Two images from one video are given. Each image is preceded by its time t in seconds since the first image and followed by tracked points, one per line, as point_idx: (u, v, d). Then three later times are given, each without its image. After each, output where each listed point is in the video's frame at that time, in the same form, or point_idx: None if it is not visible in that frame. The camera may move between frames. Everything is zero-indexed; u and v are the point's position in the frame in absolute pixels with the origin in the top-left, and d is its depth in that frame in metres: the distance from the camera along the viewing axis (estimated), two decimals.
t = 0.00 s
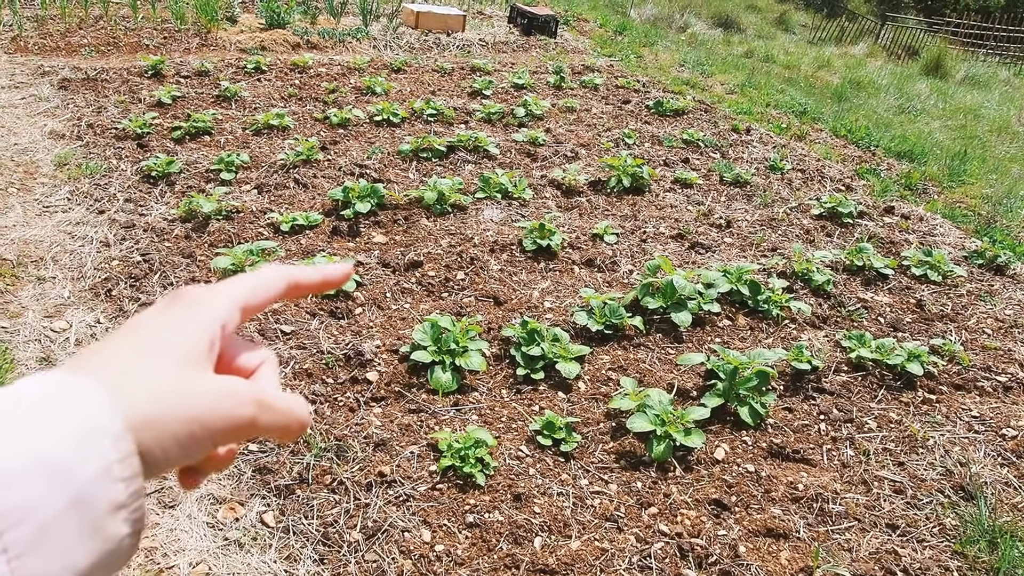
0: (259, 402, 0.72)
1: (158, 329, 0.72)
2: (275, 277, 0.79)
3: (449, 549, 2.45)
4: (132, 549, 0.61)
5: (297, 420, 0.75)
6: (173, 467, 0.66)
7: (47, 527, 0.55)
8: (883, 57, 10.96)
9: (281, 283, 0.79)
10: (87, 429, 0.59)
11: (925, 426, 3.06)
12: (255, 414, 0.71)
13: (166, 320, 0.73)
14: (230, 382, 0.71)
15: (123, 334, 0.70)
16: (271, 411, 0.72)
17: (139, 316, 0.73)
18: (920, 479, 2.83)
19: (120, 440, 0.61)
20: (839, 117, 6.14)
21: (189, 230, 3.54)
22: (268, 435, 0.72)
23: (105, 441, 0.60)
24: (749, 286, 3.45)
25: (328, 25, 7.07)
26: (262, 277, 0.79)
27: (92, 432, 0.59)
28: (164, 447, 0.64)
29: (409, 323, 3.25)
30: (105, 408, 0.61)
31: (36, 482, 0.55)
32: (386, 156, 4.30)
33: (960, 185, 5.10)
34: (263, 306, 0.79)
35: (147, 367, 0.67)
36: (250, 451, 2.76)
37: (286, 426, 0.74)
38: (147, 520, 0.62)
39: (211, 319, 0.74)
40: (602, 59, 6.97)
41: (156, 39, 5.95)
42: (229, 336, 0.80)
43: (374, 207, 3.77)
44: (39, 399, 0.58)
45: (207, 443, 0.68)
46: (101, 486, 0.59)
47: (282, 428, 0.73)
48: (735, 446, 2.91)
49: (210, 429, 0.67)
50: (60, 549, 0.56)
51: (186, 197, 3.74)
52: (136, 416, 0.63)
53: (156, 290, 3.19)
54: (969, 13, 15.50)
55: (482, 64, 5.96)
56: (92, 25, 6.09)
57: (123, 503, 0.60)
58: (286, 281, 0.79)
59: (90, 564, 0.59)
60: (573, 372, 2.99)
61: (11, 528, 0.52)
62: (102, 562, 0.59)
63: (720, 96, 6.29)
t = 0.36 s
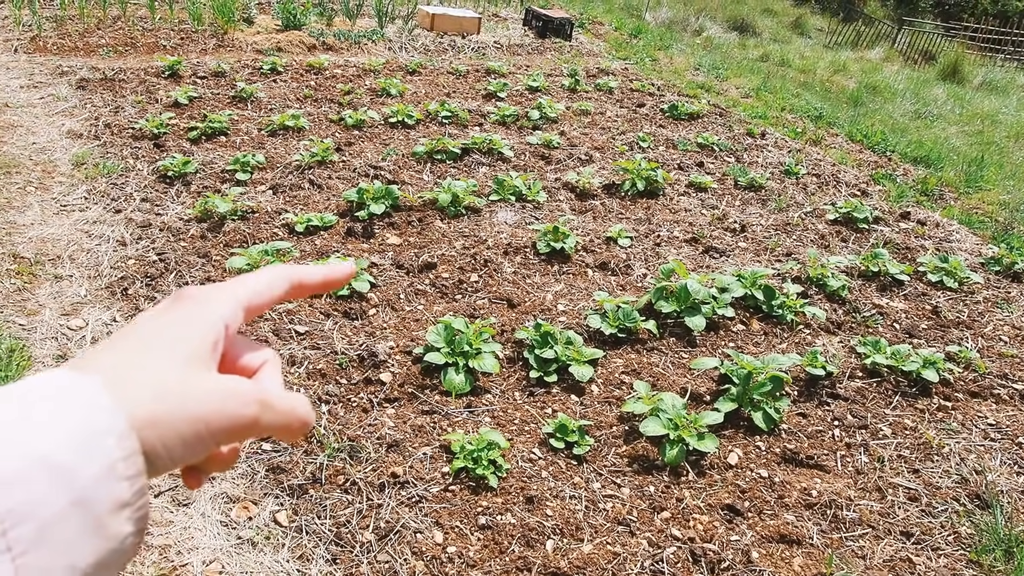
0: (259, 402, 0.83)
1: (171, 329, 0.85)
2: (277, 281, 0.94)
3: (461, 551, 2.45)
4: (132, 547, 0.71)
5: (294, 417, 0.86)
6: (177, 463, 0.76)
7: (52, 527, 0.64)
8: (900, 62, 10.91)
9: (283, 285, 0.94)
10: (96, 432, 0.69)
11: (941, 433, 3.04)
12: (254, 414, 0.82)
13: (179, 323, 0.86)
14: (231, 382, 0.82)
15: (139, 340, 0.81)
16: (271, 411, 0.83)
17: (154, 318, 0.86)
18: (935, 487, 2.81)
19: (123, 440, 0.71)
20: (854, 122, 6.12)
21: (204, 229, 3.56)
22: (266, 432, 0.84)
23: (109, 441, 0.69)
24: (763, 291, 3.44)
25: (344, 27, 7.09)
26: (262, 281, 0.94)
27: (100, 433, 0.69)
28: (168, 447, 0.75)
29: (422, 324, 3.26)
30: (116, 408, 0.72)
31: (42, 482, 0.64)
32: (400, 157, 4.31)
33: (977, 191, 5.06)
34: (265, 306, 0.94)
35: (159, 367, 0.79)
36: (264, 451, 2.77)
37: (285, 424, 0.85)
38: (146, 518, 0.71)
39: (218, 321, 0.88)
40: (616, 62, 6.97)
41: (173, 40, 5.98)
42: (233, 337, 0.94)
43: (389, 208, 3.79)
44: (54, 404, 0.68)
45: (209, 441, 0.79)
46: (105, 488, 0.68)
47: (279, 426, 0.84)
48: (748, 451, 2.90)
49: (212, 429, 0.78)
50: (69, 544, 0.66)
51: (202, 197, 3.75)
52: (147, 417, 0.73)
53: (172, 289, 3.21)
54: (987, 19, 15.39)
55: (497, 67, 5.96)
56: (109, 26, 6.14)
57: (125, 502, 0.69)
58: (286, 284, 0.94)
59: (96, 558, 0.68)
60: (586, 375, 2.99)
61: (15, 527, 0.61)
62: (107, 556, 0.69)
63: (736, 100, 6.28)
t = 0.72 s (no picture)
0: (252, 311, 0.75)
1: (154, 239, 0.77)
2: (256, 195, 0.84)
3: (483, 562, 2.44)
4: (131, 459, 0.66)
5: (293, 329, 0.78)
6: (170, 375, 0.70)
7: (48, 434, 0.61)
8: (926, 73, 10.81)
9: (263, 199, 0.85)
10: (85, 341, 0.64)
11: (970, 450, 3.00)
12: (248, 322, 0.74)
13: (161, 239, 0.77)
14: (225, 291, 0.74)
15: (126, 250, 0.74)
16: (266, 321, 0.76)
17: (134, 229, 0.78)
18: (964, 505, 2.77)
19: (115, 351, 0.66)
20: (881, 133, 6.07)
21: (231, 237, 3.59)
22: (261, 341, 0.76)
23: (102, 351, 0.65)
24: (788, 303, 3.43)
25: (369, 36, 7.15)
26: (247, 194, 0.84)
27: (89, 343, 0.64)
28: (164, 355, 0.69)
29: (445, 333, 3.26)
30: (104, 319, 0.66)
31: (33, 392, 0.60)
32: (425, 166, 4.35)
33: (1006, 203, 4.99)
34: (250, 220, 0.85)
35: (148, 276, 0.71)
36: (288, 458, 2.75)
37: (281, 336, 0.77)
38: (143, 432, 0.67)
39: (203, 236, 0.79)
40: (640, 72, 6.96)
41: (202, 49, 6.08)
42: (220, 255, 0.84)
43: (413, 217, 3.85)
44: (39, 315, 0.63)
45: (206, 352, 0.72)
46: (98, 397, 0.64)
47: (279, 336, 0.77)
48: (773, 465, 2.87)
49: (207, 338, 0.71)
50: (64, 455, 0.62)
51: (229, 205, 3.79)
52: (137, 323, 0.67)
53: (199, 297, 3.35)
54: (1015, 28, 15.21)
55: (521, 76, 5.98)
56: (139, 35, 6.24)
57: (120, 414, 0.65)
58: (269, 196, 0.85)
59: (92, 471, 0.64)
60: (609, 387, 2.98)
61: (10, 434, 0.58)
62: (105, 468, 0.65)
63: (760, 110, 6.25)
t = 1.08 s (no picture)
0: (190, 237, 0.74)
1: (87, 163, 0.77)
2: (195, 128, 0.87)
3: None
4: (71, 374, 0.64)
5: (228, 260, 0.78)
6: (103, 294, 0.68)
7: None
8: (952, 89, 10.74)
9: (201, 135, 0.88)
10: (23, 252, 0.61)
11: (997, 471, 2.97)
12: (186, 248, 0.73)
13: (99, 164, 0.77)
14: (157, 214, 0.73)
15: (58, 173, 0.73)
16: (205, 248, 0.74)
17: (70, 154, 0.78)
18: (991, 528, 2.73)
19: (54, 267, 0.62)
20: (906, 150, 6.05)
21: (256, 251, 3.74)
22: (197, 272, 0.75)
23: (40, 265, 0.61)
24: (812, 321, 3.42)
25: (394, 51, 7.22)
26: (181, 128, 0.87)
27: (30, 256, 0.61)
28: (101, 273, 0.67)
29: (468, 349, 3.28)
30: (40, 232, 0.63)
31: None
32: (448, 181, 4.40)
33: None
34: (186, 155, 0.87)
35: (84, 196, 0.70)
36: (311, 473, 2.75)
37: (218, 266, 0.76)
38: (84, 347, 0.65)
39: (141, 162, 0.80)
40: (664, 87, 6.97)
41: (229, 64, 6.20)
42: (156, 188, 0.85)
43: (436, 232, 3.89)
44: None
45: (141, 274, 0.70)
46: (38, 309, 0.61)
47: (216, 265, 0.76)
48: (796, 485, 2.85)
49: (143, 260, 0.69)
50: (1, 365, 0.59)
51: (254, 218, 3.90)
52: (70, 240, 0.64)
53: (223, 310, 3.51)
54: None
55: (545, 92, 6.02)
56: (168, 49, 6.36)
57: (59, 329, 0.62)
58: (207, 132, 0.88)
59: (31, 383, 0.62)
60: (631, 405, 2.97)
61: None
62: (44, 381, 0.63)
63: (785, 126, 6.24)
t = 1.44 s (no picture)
0: (158, 220, 0.75)
1: (61, 146, 0.78)
2: (164, 116, 0.88)
3: None
4: (48, 349, 0.64)
5: (197, 246, 0.79)
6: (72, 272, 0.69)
7: None
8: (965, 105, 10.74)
9: (170, 123, 0.88)
10: None
11: (1011, 488, 2.95)
12: (154, 231, 0.74)
13: (72, 145, 0.78)
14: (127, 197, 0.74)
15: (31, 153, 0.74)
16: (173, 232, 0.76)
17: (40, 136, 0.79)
18: (1005, 545, 2.71)
19: (27, 242, 0.62)
20: (920, 165, 6.06)
21: (269, 263, 3.83)
22: (166, 256, 0.76)
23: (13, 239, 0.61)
24: (825, 336, 3.42)
25: (409, 65, 7.27)
26: (151, 114, 0.88)
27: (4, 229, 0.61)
28: (71, 251, 0.68)
29: (481, 363, 3.29)
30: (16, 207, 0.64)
31: None
32: (462, 196, 4.43)
33: None
34: (157, 141, 0.88)
35: (57, 174, 0.71)
36: (323, 487, 2.75)
37: (187, 252, 0.77)
38: (61, 322, 0.64)
39: (111, 147, 0.81)
40: (678, 102, 7.00)
41: (244, 78, 6.29)
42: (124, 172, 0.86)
43: (450, 246, 3.92)
44: None
45: (109, 254, 0.72)
46: (15, 284, 0.60)
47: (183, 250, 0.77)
48: (809, 501, 2.83)
49: (113, 240, 0.71)
50: None
51: (268, 231, 3.99)
52: (45, 217, 0.66)
53: (237, 322, 3.52)
54: None
55: (559, 106, 6.05)
56: (184, 63, 6.44)
57: (34, 302, 0.62)
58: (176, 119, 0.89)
59: (8, 357, 0.62)
60: (644, 419, 2.96)
61: None
62: (21, 355, 0.62)
63: (798, 141, 6.25)
